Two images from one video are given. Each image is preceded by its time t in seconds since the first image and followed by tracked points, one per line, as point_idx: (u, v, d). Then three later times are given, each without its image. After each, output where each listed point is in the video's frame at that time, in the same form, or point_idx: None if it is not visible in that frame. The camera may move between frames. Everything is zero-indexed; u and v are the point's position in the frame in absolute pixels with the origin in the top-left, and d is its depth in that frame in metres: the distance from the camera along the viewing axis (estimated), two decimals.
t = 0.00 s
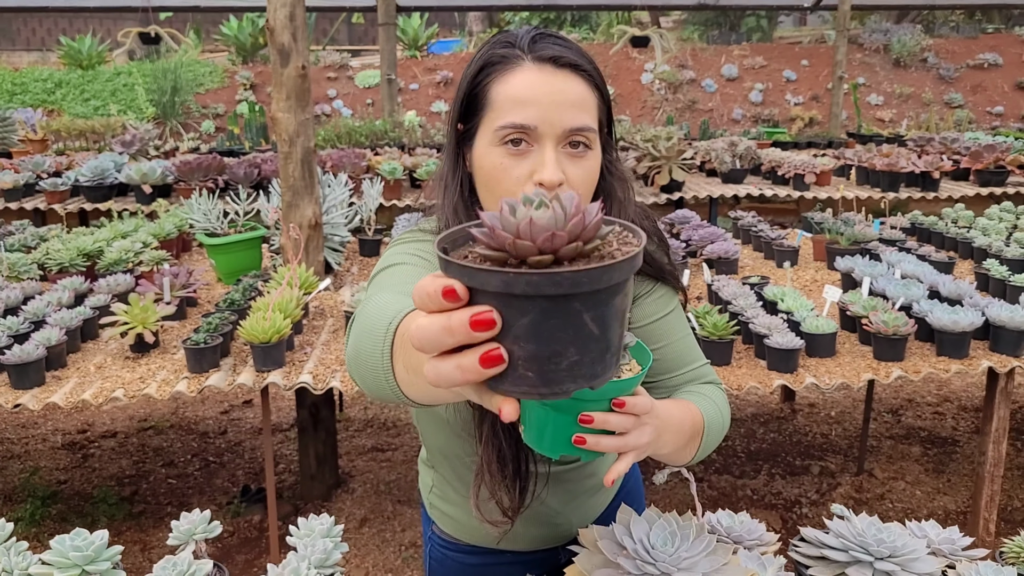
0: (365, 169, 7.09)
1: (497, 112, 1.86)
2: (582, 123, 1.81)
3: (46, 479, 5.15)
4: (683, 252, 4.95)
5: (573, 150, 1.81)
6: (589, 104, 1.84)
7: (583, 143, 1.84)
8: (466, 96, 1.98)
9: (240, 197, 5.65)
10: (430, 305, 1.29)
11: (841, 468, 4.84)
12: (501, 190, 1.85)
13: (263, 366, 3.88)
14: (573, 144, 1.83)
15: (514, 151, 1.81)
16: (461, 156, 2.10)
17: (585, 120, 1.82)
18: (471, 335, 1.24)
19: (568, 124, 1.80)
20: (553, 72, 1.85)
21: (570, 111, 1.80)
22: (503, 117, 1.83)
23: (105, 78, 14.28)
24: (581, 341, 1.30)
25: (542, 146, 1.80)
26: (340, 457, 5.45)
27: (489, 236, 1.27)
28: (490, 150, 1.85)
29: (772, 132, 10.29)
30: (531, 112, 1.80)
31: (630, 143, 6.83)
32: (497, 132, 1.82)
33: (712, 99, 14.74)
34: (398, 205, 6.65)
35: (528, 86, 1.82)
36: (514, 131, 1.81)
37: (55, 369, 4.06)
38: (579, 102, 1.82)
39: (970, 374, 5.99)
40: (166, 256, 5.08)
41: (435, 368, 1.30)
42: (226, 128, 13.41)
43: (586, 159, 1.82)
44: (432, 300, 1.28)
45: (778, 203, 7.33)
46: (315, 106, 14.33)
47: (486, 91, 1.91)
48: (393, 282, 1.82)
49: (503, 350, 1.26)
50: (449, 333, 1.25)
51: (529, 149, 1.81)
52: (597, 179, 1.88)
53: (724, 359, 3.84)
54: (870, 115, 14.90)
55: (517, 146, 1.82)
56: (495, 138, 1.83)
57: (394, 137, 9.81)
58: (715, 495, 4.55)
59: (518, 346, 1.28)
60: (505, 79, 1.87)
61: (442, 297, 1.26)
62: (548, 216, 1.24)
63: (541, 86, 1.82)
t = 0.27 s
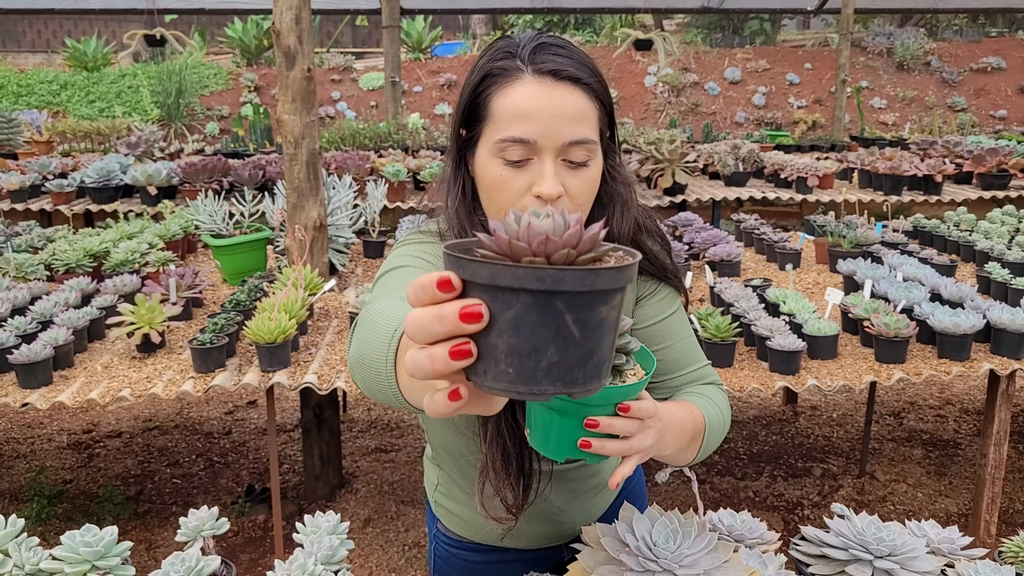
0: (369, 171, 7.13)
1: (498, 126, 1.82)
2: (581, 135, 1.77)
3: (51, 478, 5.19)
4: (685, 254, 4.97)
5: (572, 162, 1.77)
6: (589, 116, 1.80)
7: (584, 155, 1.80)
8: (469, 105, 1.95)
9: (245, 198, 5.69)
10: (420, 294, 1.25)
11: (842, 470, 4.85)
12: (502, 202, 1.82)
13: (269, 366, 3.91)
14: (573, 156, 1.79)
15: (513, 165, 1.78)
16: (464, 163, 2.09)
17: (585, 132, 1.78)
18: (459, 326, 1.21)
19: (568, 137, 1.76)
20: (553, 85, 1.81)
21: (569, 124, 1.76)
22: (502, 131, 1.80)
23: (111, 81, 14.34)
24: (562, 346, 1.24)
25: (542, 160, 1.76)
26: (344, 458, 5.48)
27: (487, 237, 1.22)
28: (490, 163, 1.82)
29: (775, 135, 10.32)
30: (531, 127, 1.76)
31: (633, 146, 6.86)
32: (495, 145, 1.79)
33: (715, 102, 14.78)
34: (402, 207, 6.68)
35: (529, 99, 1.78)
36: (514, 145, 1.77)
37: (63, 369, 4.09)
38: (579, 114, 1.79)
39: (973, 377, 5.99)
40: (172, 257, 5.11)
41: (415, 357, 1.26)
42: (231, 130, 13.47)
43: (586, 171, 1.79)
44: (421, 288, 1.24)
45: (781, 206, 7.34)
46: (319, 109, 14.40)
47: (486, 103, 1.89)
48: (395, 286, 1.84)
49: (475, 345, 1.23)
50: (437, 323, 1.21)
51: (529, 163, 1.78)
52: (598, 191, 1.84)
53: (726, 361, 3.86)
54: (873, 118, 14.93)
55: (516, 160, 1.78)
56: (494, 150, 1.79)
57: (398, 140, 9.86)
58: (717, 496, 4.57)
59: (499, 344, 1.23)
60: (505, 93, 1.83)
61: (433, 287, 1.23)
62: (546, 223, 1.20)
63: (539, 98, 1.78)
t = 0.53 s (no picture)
0: (371, 173, 7.15)
1: (487, 139, 1.70)
2: (573, 149, 1.66)
3: (55, 478, 5.21)
4: (686, 256, 4.99)
5: (563, 176, 1.67)
6: (581, 127, 1.68)
7: (577, 168, 1.70)
8: (459, 110, 1.82)
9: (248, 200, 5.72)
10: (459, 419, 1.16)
11: (843, 471, 4.86)
12: (493, 216, 1.74)
13: (272, 366, 3.93)
14: (565, 169, 1.69)
15: (504, 179, 1.69)
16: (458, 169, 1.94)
17: (577, 145, 1.67)
18: (511, 456, 1.13)
19: (558, 152, 1.65)
20: (543, 97, 1.67)
21: (559, 138, 1.64)
22: (492, 145, 1.68)
23: (113, 83, 14.37)
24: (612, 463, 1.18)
25: (532, 173, 1.66)
26: (346, 458, 5.50)
27: (517, 361, 1.16)
28: (480, 176, 1.72)
29: (777, 137, 10.34)
30: (520, 142, 1.64)
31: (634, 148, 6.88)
32: (484, 159, 1.69)
33: (716, 104, 14.81)
34: (404, 209, 6.70)
35: (520, 112, 1.65)
36: (503, 160, 1.66)
37: (67, 369, 4.12)
38: (570, 127, 1.66)
39: (974, 379, 6.00)
40: (175, 258, 5.14)
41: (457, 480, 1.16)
42: (233, 133, 13.51)
43: (578, 184, 1.70)
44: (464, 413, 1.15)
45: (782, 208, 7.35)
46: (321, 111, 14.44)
47: (475, 114, 1.76)
48: (384, 318, 1.67)
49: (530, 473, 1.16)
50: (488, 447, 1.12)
51: (520, 177, 1.68)
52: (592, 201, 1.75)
53: (726, 362, 3.89)
54: (874, 120, 14.96)
55: (507, 175, 1.69)
56: (484, 164, 1.69)
57: (400, 142, 9.88)
58: (719, 497, 4.58)
59: (555, 473, 1.16)
60: (494, 104, 1.70)
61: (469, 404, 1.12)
62: (578, 348, 1.16)
63: (528, 111, 1.65)
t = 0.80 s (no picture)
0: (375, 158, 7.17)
1: (486, 114, 1.67)
2: (574, 126, 1.64)
3: (60, 456, 5.25)
4: (688, 239, 5.01)
5: (564, 153, 1.66)
6: (583, 103, 1.65)
7: (577, 144, 1.68)
8: (456, 81, 1.77)
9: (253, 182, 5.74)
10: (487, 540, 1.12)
11: (844, 454, 4.88)
12: (492, 190, 1.73)
13: (276, 343, 3.96)
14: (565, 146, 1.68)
15: (503, 155, 1.67)
16: (453, 141, 1.90)
17: (578, 123, 1.65)
18: None
19: (559, 129, 1.62)
20: (544, 73, 1.63)
21: (561, 116, 1.62)
22: (492, 119, 1.65)
23: (118, 70, 14.38)
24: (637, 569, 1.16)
25: (533, 150, 1.65)
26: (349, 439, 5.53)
27: (537, 488, 1.14)
28: (479, 150, 1.70)
29: (781, 126, 10.33)
30: (521, 119, 1.62)
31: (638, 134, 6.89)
32: (484, 134, 1.66)
33: (720, 94, 14.79)
34: (407, 193, 6.72)
35: (521, 88, 1.61)
36: (503, 136, 1.64)
37: (73, 345, 4.14)
38: (572, 103, 1.63)
39: (976, 365, 6.01)
40: (180, 238, 5.16)
41: None
42: (237, 120, 13.52)
43: (577, 160, 1.69)
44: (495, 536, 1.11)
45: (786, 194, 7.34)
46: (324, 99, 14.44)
47: (473, 88, 1.71)
48: (362, 327, 1.63)
49: None
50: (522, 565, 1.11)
51: (519, 152, 1.67)
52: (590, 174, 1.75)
53: (728, 341, 3.91)
54: (878, 111, 14.93)
55: (506, 150, 1.67)
56: (484, 140, 1.67)
57: (404, 129, 9.89)
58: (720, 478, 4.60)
59: None
60: (495, 79, 1.66)
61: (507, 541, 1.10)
62: (592, 471, 1.15)
63: (531, 88, 1.62)
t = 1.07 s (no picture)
0: (380, 124, 7.17)
1: (482, 70, 1.57)
2: (572, 85, 1.57)
3: (72, 416, 5.35)
4: (692, 202, 5.02)
5: (560, 112, 1.60)
6: (582, 61, 1.58)
7: (573, 102, 1.62)
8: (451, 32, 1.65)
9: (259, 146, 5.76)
10: None
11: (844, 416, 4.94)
12: (485, 148, 1.65)
13: (284, 301, 4.01)
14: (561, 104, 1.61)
15: (499, 113, 1.59)
16: (446, 96, 1.78)
17: (576, 81, 1.58)
18: None
19: (556, 88, 1.55)
20: (545, 30, 1.53)
21: (560, 75, 1.54)
22: (489, 75, 1.56)
23: (121, 38, 14.32)
24: None
25: (529, 109, 1.57)
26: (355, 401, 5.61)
27: (537, 539, 1.28)
28: (474, 107, 1.61)
29: (787, 95, 10.26)
30: (520, 77, 1.53)
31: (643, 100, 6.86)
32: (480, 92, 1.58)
33: (726, 64, 14.66)
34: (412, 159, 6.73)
35: (520, 45, 1.52)
36: (499, 93, 1.56)
37: (83, 303, 4.20)
38: (572, 63, 1.55)
39: (978, 331, 6.04)
40: (187, 201, 5.20)
41: None
42: (241, 90, 13.48)
43: (573, 120, 1.63)
44: None
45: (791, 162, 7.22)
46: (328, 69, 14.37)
47: (471, 45, 1.60)
48: (347, 316, 1.56)
49: None
50: None
51: (515, 110, 1.59)
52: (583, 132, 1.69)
53: (730, 301, 3.95)
54: (885, 82, 14.81)
55: (502, 107, 1.59)
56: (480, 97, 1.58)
57: (408, 97, 9.86)
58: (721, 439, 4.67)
59: None
60: (494, 34, 1.55)
61: None
62: (583, 522, 1.29)
63: (529, 47, 1.52)
